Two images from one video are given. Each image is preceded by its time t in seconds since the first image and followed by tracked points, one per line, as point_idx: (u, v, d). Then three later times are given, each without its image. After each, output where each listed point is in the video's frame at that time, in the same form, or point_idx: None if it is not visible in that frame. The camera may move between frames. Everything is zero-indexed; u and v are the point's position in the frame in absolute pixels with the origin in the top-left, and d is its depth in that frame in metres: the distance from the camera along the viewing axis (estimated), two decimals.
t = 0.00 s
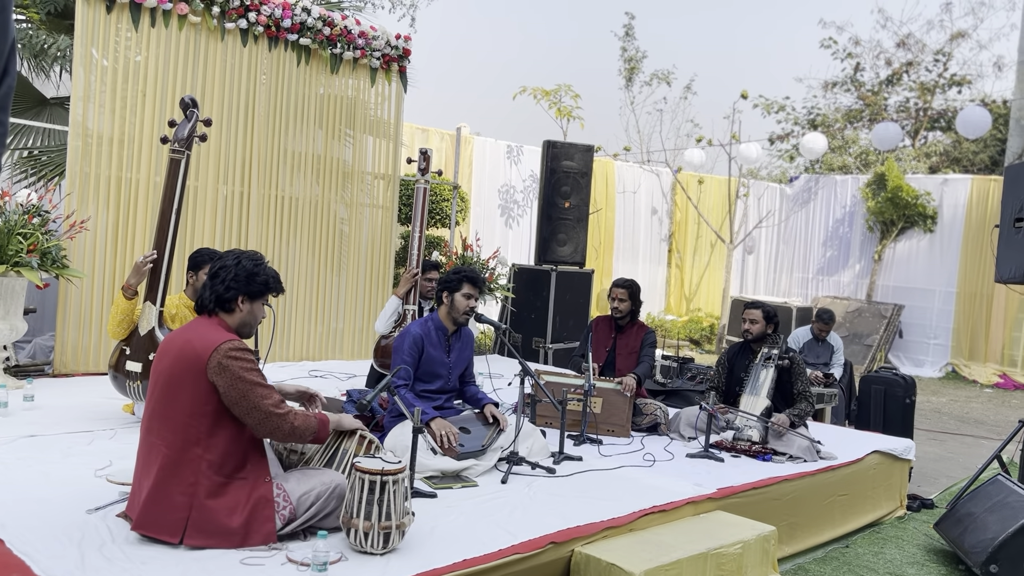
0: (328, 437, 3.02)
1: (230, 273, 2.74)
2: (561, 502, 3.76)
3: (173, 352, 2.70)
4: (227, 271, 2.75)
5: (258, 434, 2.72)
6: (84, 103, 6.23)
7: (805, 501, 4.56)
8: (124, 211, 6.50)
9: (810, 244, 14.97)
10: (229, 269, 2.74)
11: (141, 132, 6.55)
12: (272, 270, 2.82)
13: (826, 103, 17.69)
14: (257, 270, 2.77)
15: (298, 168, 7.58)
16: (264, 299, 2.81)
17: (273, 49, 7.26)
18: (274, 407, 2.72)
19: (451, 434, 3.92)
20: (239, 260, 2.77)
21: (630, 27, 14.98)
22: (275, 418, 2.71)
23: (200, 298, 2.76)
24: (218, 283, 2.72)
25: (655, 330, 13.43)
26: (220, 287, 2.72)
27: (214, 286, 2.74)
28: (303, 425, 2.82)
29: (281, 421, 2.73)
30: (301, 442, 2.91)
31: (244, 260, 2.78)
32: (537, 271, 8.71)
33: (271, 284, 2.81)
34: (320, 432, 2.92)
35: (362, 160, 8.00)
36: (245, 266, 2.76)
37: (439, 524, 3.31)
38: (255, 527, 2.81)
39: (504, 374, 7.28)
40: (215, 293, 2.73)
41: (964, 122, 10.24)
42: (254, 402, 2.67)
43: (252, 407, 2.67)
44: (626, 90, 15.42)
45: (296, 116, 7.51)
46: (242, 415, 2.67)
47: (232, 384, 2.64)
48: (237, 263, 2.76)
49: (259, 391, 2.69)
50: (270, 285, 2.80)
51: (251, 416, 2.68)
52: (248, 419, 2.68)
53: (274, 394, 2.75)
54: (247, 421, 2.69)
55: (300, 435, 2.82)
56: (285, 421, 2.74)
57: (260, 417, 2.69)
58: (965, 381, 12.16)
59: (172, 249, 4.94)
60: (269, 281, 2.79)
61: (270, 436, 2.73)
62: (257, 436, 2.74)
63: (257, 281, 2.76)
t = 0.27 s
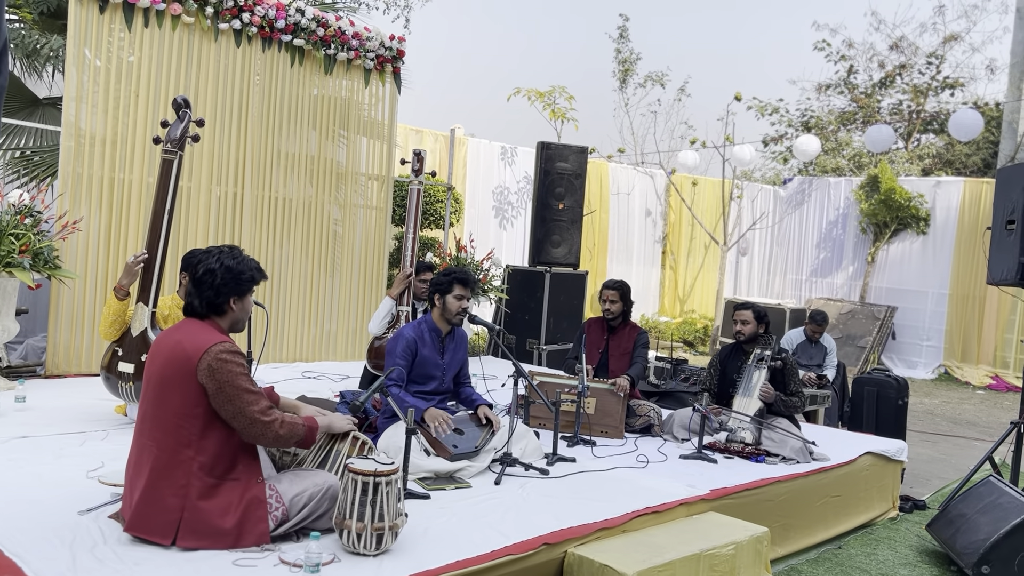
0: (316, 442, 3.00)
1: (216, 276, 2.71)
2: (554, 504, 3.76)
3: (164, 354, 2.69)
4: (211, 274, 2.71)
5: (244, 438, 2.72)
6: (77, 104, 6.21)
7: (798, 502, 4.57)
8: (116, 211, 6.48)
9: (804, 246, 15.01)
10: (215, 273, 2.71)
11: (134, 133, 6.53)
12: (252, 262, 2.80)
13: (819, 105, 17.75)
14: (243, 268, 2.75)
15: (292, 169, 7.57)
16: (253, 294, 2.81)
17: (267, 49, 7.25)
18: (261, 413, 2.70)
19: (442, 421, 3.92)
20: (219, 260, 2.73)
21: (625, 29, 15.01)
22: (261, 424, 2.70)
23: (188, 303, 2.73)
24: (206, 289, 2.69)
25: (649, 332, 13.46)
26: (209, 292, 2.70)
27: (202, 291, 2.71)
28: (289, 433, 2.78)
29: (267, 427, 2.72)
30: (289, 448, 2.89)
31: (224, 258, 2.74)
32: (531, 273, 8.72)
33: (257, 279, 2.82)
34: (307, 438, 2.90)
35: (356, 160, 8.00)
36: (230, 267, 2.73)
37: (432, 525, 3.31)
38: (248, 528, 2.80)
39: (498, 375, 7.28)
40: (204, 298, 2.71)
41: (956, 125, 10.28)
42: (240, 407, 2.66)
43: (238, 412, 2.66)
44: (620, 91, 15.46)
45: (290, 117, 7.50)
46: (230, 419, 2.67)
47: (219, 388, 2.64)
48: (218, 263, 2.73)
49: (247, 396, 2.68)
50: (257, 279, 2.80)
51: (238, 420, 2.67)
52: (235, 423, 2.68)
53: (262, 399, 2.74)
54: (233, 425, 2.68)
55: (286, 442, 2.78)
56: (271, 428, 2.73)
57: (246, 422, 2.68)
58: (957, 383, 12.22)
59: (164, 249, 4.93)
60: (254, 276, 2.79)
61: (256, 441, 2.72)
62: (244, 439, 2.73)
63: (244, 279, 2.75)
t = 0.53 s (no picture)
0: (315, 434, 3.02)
1: (206, 280, 2.70)
2: (548, 505, 3.77)
3: (155, 355, 2.68)
4: (200, 277, 2.70)
5: (242, 436, 2.72)
6: (70, 104, 6.19)
7: (791, 503, 4.58)
8: (109, 212, 6.47)
9: (797, 247, 15.05)
10: (204, 276, 2.69)
11: (127, 133, 6.52)
12: (240, 261, 2.80)
13: (813, 107, 17.80)
14: (232, 268, 2.75)
15: (286, 169, 7.56)
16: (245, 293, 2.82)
17: (261, 50, 7.24)
18: (258, 408, 2.71)
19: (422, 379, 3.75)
20: (207, 263, 2.72)
21: (619, 31, 15.04)
22: (260, 420, 2.71)
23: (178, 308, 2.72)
24: (198, 294, 2.69)
25: (643, 333, 13.49)
26: (201, 295, 2.70)
27: (193, 296, 2.71)
28: (288, 425, 2.82)
29: (265, 423, 2.73)
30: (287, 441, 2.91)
31: (212, 260, 2.74)
32: (525, 274, 8.73)
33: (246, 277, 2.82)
34: (306, 430, 2.93)
35: (350, 161, 7.99)
36: (219, 269, 2.72)
37: (425, 526, 3.31)
38: (241, 528, 2.80)
39: (492, 376, 7.29)
40: (196, 302, 2.71)
41: (948, 127, 10.32)
42: (237, 404, 2.66)
43: (235, 410, 2.66)
44: (614, 93, 15.48)
45: (284, 117, 7.49)
46: (226, 417, 2.67)
47: (215, 386, 2.64)
48: (207, 266, 2.72)
49: (242, 393, 2.69)
50: (247, 278, 2.80)
51: (236, 418, 2.67)
52: (232, 421, 2.68)
53: (258, 395, 2.75)
54: (230, 423, 2.68)
55: (286, 434, 2.82)
56: (269, 423, 2.74)
57: (244, 419, 2.68)
58: (950, 384, 12.27)
59: (157, 250, 4.92)
60: (245, 276, 2.79)
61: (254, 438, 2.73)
62: (241, 437, 2.73)
63: (235, 280, 2.75)
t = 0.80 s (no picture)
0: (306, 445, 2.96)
1: (200, 281, 2.69)
2: (542, 506, 3.77)
3: (151, 356, 2.68)
4: (194, 278, 2.69)
5: (236, 438, 2.71)
6: (64, 103, 6.17)
7: (785, 504, 4.59)
8: (104, 212, 6.45)
9: (792, 248, 15.09)
10: (198, 278, 2.69)
11: (121, 133, 6.50)
12: (235, 262, 2.80)
13: (808, 108, 17.84)
14: (225, 269, 2.74)
15: (281, 170, 7.55)
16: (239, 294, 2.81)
17: (256, 50, 7.23)
18: (252, 412, 2.70)
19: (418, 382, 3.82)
20: (201, 264, 2.72)
21: (614, 32, 15.05)
22: (254, 423, 2.70)
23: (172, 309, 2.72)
24: (191, 295, 2.69)
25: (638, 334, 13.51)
26: (194, 296, 2.70)
27: (187, 297, 2.70)
28: (282, 430, 2.78)
29: (259, 426, 2.71)
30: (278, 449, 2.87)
31: (205, 261, 2.73)
32: (520, 275, 8.73)
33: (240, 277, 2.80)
34: (298, 439, 2.88)
35: (345, 161, 7.99)
36: (212, 270, 2.72)
37: (420, 527, 3.31)
38: (235, 529, 2.79)
39: (487, 377, 7.29)
40: (190, 303, 2.71)
41: (942, 129, 10.36)
42: (232, 406, 2.66)
43: (229, 412, 2.66)
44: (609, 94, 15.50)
45: (279, 117, 7.48)
46: (221, 419, 2.66)
47: (209, 388, 2.63)
48: (201, 267, 2.71)
49: (237, 396, 2.68)
50: (241, 279, 2.80)
51: (230, 420, 2.67)
52: (226, 423, 2.67)
53: (252, 398, 2.73)
54: (225, 425, 2.68)
55: (278, 441, 2.78)
56: (263, 427, 2.72)
57: (238, 421, 2.68)
58: (943, 385, 12.31)
59: (151, 250, 4.90)
60: (239, 277, 2.79)
61: (248, 441, 2.72)
62: (235, 440, 2.73)
63: (229, 281, 2.75)
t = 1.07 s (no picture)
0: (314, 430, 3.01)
1: (185, 278, 2.69)
2: (539, 506, 3.77)
3: (145, 357, 2.68)
4: (180, 275, 2.70)
5: (243, 425, 2.72)
6: (60, 102, 6.16)
7: (781, 504, 4.60)
8: (100, 212, 6.44)
9: (788, 249, 15.11)
10: (184, 274, 2.69)
11: (117, 132, 6.49)
12: (225, 263, 2.76)
13: (804, 110, 17.89)
14: (210, 267, 2.71)
15: (277, 170, 7.54)
16: (227, 295, 2.76)
17: (253, 49, 7.22)
18: (257, 395, 2.71)
19: (432, 434, 3.91)
20: (189, 261, 2.72)
21: (611, 33, 15.07)
22: (260, 407, 2.72)
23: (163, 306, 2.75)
24: (176, 291, 2.69)
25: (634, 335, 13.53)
26: (180, 292, 2.70)
27: (174, 293, 2.71)
28: (289, 411, 2.84)
29: (266, 408, 2.74)
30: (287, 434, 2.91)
31: (195, 259, 2.72)
32: (517, 275, 8.73)
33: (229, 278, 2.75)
34: (306, 425, 2.92)
35: (342, 161, 7.98)
36: (198, 267, 2.70)
37: (417, 527, 3.31)
38: (232, 528, 2.80)
39: (483, 377, 7.29)
40: (177, 300, 2.71)
41: (938, 130, 10.38)
42: (236, 393, 2.66)
43: (234, 399, 2.66)
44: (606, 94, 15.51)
45: (276, 117, 7.48)
46: (225, 408, 2.66)
47: (211, 379, 2.63)
48: (188, 264, 2.71)
49: (239, 382, 2.68)
50: (228, 280, 2.75)
51: (235, 407, 2.67)
52: (231, 411, 2.67)
53: (254, 383, 2.74)
54: (231, 413, 2.68)
55: (287, 421, 2.83)
56: (269, 409, 2.75)
57: (245, 407, 2.68)
58: (939, 386, 12.35)
59: (146, 249, 4.90)
60: (225, 277, 2.73)
61: (256, 426, 2.73)
62: (241, 427, 2.73)
63: (212, 280, 2.71)
